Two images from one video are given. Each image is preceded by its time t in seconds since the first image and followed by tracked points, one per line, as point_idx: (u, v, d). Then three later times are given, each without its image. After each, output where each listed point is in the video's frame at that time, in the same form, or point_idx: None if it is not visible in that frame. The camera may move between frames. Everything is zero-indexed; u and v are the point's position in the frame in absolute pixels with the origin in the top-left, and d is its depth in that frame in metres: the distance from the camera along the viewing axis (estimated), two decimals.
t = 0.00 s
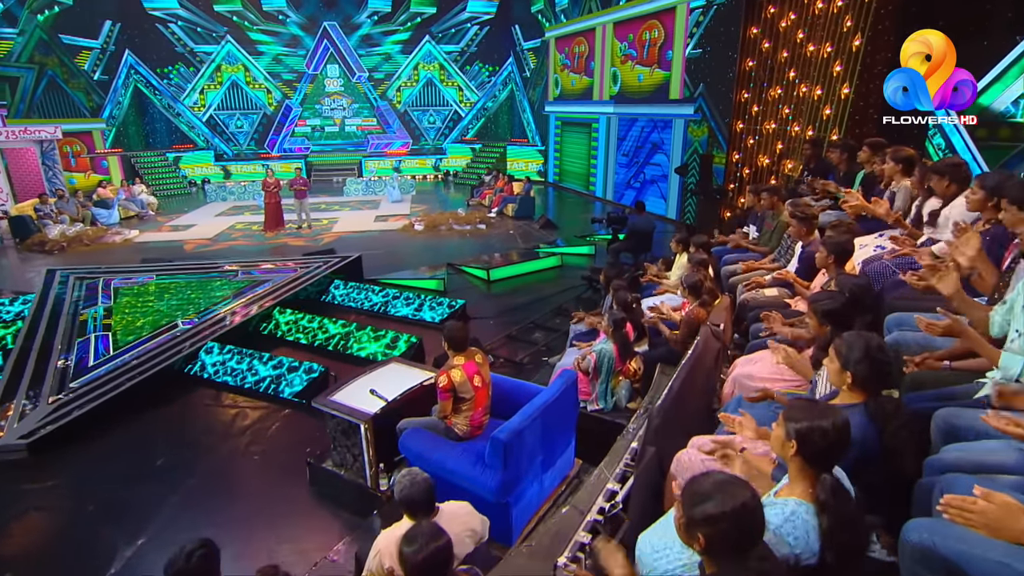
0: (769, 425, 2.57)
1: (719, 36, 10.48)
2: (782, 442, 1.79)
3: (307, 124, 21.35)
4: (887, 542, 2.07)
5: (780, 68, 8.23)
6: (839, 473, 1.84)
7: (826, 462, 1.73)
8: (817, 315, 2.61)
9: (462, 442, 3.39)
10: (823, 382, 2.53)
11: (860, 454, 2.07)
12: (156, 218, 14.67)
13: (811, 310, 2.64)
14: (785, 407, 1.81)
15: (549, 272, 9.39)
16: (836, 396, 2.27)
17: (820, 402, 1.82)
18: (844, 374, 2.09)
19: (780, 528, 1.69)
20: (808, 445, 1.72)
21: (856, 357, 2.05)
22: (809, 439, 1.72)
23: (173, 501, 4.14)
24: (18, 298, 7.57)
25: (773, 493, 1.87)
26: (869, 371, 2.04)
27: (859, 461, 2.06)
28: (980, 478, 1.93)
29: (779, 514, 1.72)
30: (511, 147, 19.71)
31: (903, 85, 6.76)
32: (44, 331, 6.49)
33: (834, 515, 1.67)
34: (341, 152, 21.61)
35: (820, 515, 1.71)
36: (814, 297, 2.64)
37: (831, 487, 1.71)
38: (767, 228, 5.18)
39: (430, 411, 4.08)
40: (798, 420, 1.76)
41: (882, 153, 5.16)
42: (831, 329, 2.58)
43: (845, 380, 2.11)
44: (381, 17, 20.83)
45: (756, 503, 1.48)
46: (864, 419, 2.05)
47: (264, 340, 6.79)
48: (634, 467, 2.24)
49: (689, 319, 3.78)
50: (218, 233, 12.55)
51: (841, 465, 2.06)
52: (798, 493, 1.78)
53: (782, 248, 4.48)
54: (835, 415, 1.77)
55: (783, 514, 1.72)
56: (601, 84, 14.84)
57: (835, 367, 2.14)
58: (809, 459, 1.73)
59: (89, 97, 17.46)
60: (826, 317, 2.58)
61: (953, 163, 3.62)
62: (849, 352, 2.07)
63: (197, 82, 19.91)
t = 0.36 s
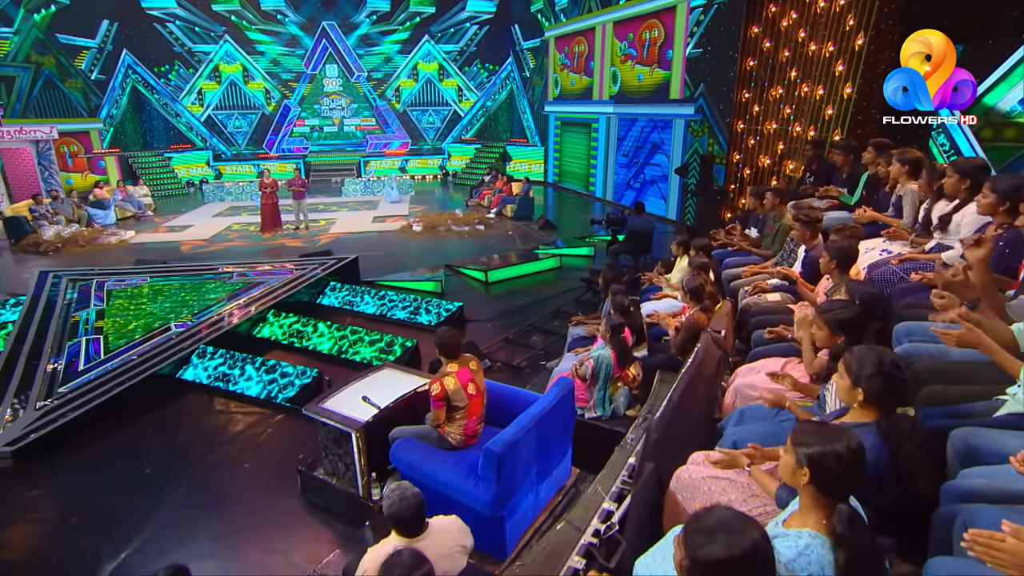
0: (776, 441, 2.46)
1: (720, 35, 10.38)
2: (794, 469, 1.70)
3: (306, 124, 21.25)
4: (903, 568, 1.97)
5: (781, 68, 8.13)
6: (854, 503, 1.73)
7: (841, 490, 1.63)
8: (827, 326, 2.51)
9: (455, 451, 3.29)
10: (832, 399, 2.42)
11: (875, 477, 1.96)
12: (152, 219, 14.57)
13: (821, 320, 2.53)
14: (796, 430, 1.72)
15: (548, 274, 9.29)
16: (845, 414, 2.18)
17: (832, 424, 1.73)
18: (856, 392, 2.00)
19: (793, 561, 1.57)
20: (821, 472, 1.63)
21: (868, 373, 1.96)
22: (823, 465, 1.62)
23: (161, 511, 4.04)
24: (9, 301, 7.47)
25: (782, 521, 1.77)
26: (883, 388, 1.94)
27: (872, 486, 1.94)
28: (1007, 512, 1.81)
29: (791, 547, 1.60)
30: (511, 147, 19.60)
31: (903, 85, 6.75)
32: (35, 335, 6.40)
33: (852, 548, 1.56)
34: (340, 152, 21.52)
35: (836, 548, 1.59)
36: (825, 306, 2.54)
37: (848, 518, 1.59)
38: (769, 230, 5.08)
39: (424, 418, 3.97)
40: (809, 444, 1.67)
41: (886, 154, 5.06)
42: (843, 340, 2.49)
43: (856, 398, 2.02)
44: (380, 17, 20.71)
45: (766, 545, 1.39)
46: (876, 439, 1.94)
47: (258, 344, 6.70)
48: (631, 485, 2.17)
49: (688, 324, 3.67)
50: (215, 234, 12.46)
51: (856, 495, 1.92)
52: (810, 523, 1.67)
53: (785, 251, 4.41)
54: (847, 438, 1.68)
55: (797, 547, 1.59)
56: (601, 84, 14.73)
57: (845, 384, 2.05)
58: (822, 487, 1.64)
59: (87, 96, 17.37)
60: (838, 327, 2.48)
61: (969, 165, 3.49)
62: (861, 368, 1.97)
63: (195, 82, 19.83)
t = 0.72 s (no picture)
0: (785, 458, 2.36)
1: (724, 34, 10.26)
2: (805, 502, 1.61)
3: (307, 124, 21.18)
4: None
5: (785, 68, 8.02)
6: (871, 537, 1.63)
7: (856, 525, 1.53)
8: (836, 337, 2.41)
9: (450, 461, 3.20)
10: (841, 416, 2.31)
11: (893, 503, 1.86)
12: (152, 219, 14.52)
13: (830, 332, 2.44)
14: (808, 458, 1.62)
15: (549, 276, 9.19)
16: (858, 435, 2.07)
17: (848, 452, 1.62)
18: (871, 412, 1.92)
19: None
20: (836, 506, 1.53)
21: (884, 393, 1.88)
22: (838, 499, 1.52)
23: (151, 519, 3.96)
24: (5, 303, 7.42)
25: (793, 554, 1.68)
26: (899, 408, 1.87)
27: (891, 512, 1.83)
28: None
29: None
30: (514, 148, 19.49)
31: (903, 85, 6.38)
32: (29, 338, 6.34)
33: None
34: (341, 152, 21.45)
35: None
36: (834, 318, 2.44)
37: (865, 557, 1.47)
38: (774, 233, 4.98)
39: (420, 426, 3.87)
40: (822, 474, 1.56)
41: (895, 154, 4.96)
42: (853, 352, 2.39)
43: (871, 418, 1.94)
44: (382, 16, 20.64)
45: None
46: (893, 463, 1.86)
47: (255, 347, 6.62)
48: (631, 505, 2.11)
49: (692, 330, 3.56)
50: (214, 235, 12.38)
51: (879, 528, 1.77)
52: (822, 558, 1.59)
53: (791, 256, 4.32)
54: (864, 467, 1.57)
55: None
56: (603, 84, 14.63)
57: (859, 403, 1.97)
58: (836, 522, 1.54)
59: (88, 96, 17.33)
60: (847, 339, 2.39)
61: (990, 167, 3.37)
62: (877, 387, 1.89)
63: (196, 82, 19.79)
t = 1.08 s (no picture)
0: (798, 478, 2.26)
1: (730, 33, 10.13)
2: (823, 544, 1.52)
3: (310, 124, 21.15)
4: None
5: (793, 67, 7.70)
6: None
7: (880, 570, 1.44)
8: (851, 354, 2.31)
9: (447, 471, 3.11)
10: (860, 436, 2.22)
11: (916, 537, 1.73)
12: (154, 219, 14.49)
13: (842, 348, 2.33)
14: (823, 493, 1.52)
15: (552, 277, 9.09)
16: (876, 459, 1.96)
17: (869, 488, 1.52)
18: (892, 437, 1.77)
19: None
20: (857, 549, 1.44)
21: (905, 417, 1.75)
22: (859, 542, 1.43)
23: (143, 528, 3.89)
24: (3, 304, 7.37)
25: None
26: (923, 434, 1.73)
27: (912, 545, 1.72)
28: None
29: None
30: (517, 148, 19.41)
31: (903, 85, 7.07)
32: (27, 340, 6.29)
33: None
34: (344, 152, 21.42)
35: None
36: (847, 332, 2.33)
37: None
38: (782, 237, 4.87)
39: (417, 433, 3.78)
40: (841, 514, 1.47)
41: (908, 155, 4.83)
42: (869, 370, 2.29)
43: (893, 444, 1.79)
44: (386, 16, 20.57)
45: None
46: (916, 496, 1.74)
47: (254, 350, 6.55)
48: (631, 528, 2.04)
49: (697, 336, 3.45)
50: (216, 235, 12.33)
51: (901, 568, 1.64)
52: None
53: (799, 260, 4.22)
54: (887, 507, 1.47)
55: None
56: (607, 84, 14.51)
57: (879, 428, 1.82)
58: (859, 568, 1.45)
59: (91, 95, 17.32)
60: (862, 355, 2.28)
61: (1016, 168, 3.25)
62: (898, 411, 1.76)
63: (199, 81, 19.74)
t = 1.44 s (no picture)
0: (815, 505, 2.15)
1: (739, 32, 9.99)
2: None
3: (317, 124, 21.16)
4: None
5: (803, 67, 7.66)
6: None
7: None
8: (874, 369, 2.17)
9: (448, 482, 3.02)
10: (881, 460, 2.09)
11: None
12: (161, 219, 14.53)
13: (866, 364, 2.19)
14: (868, 543, 1.42)
15: (557, 280, 8.98)
16: (901, 488, 1.82)
17: (915, 542, 1.42)
18: (923, 468, 1.62)
19: None
20: None
21: (937, 448, 1.58)
22: None
23: (138, 535, 3.82)
24: (6, 305, 7.35)
25: None
26: (958, 468, 1.56)
27: None
28: None
29: None
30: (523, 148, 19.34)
31: (904, 85, 6.78)
32: (29, 341, 6.26)
33: None
34: (351, 152, 21.41)
35: None
36: (873, 346, 2.18)
37: None
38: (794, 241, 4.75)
39: (417, 441, 3.68)
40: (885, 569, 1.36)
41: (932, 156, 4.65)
42: (893, 389, 2.14)
43: (923, 475, 1.63)
44: (393, 16, 20.53)
45: None
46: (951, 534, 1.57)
47: (256, 353, 6.49)
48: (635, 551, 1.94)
49: (705, 344, 3.34)
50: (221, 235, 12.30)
51: None
52: None
53: (812, 265, 4.09)
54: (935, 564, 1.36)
55: None
56: (615, 84, 14.39)
57: (908, 457, 1.67)
58: None
59: (100, 96, 17.39)
60: (886, 375, 2.14)
61: None
62: (930, 438, 1.59)
63: (207, 81, 19.79)
